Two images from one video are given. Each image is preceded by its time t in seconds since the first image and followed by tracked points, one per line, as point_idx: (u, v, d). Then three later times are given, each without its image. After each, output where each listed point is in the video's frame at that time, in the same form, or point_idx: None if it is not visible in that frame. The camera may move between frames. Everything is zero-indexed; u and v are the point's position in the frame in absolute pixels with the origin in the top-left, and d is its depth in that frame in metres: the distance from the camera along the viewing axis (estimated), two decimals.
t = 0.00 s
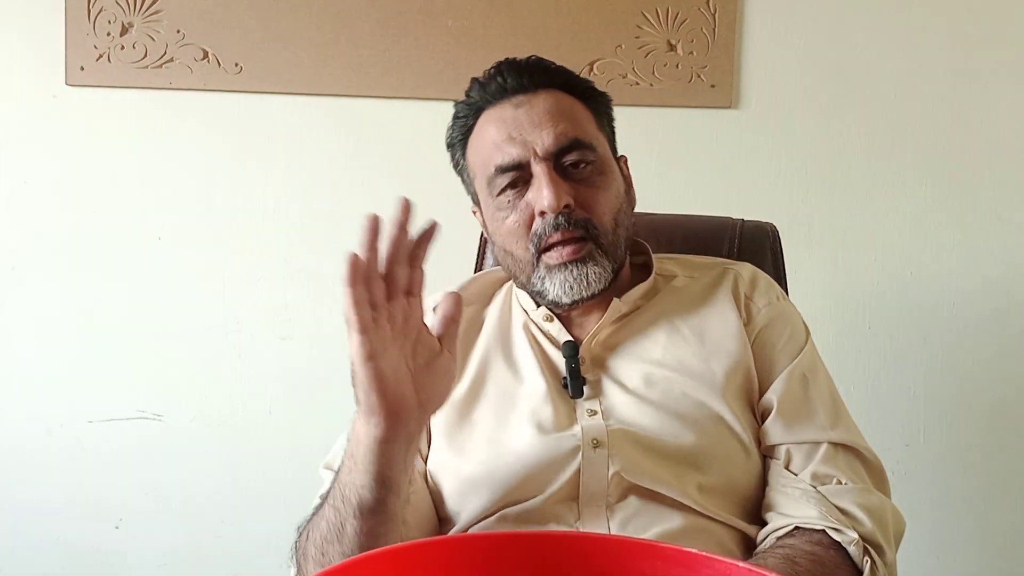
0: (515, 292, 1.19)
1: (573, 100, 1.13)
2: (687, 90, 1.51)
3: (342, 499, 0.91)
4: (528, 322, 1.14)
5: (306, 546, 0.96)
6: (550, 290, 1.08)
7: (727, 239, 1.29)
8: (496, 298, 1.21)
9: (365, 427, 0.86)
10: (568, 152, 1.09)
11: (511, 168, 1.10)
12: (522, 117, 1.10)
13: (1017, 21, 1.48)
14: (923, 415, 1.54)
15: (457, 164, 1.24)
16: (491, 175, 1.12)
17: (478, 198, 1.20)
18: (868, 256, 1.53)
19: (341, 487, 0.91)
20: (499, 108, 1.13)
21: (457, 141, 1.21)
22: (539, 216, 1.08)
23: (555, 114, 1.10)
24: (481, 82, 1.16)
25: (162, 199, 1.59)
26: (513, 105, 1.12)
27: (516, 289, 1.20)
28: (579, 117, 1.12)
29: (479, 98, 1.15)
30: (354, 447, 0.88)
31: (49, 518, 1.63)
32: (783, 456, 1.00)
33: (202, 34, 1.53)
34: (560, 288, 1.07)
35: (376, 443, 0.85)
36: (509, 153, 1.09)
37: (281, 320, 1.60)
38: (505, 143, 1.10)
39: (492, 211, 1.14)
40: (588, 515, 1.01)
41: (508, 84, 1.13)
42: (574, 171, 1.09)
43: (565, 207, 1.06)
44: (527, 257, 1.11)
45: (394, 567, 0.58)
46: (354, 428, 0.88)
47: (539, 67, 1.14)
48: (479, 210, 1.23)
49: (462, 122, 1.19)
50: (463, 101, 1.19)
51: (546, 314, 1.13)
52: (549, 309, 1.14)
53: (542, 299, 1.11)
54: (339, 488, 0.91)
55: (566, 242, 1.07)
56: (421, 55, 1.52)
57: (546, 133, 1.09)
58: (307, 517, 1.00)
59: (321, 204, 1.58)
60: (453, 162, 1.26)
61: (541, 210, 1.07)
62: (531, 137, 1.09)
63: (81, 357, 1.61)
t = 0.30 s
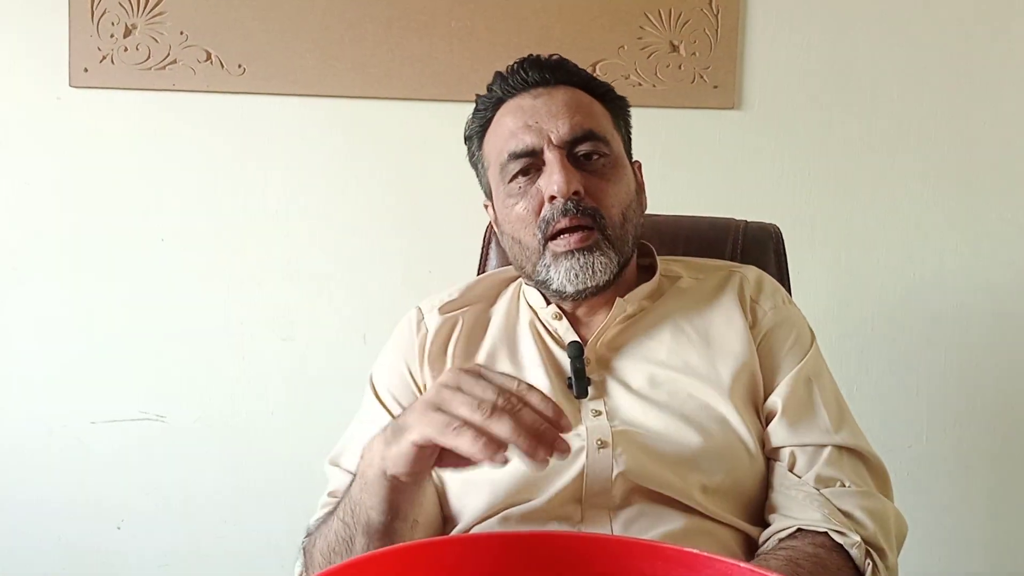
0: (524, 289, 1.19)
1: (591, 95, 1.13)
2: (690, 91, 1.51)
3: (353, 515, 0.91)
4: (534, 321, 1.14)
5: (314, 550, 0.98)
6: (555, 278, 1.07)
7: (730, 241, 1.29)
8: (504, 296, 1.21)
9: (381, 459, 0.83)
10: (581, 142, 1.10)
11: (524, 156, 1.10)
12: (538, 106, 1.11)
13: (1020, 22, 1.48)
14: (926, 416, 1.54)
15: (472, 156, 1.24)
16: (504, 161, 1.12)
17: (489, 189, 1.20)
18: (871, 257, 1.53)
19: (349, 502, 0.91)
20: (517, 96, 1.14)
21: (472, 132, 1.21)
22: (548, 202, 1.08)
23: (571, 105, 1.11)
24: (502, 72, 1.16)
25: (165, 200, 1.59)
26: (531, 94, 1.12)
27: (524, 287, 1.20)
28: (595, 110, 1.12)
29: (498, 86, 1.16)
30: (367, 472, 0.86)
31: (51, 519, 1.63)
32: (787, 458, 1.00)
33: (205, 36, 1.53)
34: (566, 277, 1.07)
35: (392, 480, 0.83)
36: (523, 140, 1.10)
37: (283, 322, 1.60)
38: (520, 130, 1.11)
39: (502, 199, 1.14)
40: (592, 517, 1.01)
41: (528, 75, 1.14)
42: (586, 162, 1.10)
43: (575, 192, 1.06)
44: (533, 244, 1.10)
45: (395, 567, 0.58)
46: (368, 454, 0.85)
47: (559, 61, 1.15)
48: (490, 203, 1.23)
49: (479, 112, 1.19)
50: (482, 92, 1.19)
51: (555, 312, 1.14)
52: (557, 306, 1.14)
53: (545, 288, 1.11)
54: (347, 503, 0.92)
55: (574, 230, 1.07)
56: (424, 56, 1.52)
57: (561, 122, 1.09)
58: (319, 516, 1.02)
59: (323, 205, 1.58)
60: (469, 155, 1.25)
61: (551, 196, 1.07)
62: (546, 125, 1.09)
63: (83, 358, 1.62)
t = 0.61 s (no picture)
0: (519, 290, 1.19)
1: (590, 101, 1.12)
2: (688, 91, 1.51)
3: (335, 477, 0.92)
4: (531, 322, 1.14)
5: (298, 544, 0.93)
6: (557, 291, 1.09)
7: (728, 240, 1.29)
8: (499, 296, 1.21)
9: (360, 396, 0.89)
10: (581, 153, 1.09)
11: (524, 166, 1.10)
12: (537, 115, 1.10)
13: (1017, 22, 1.48)
14: (924, 416, 1.54)
15: (468, 156, 1.23)
16: (503, 171, 1.12)
17: (487, 192, 1.20)
18: (869, 256, 1.53)
19: (330, 466, 0.92)
20: (515, 102, 1.12)
21: (469, 133, 1.20)
22: (549, 215, 1.08)
23: (571, 114, 1.10)
24: (499, 75, 1.14)
25: (163, 200, 1.59)
26: (529, 100, 1.11)
27: (519, 288, 1.19)
28: (594, 117, 1.11)
29: (495, 90, 1.14)
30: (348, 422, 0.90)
31: (49, 519, 1.63)
32: (784, 458, 1.00)
33: (202, 34, 1.53)
34: (568, 290, 1.08)
35: (374, 411, 0.89)
36: (523, 150, 1.09)
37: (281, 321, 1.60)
38: (519, 140, 1.10)
39: (502, 207, 1.14)
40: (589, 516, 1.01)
41: (526, 80, 1.12)
42: (586, 172, 1.09)
43: (577, 207, 1.06)
44: (533, 255, 1.11)
45: (389, 567, 0.58)
46: (345, 402, 0.91)
47: (558, 64, 1.13)
48: (487, 204, 1.22)
49: (475, 114, 1.18)
50: (478, 93, 1.18)
51: (551, 314, 1.13)
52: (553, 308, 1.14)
53: (547, 298, 1.12)
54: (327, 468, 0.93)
55: (575, 243, 1.07)
56: (422, 54, 1.52)
57: (561, 132, 1.08)
58: (292, 523, 0.98)
59: (321, 204, 1.57)
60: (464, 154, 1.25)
61: (552, 210, 1.07)
62: (546, 135, 1.08)
63: (81, 357, 1.61)
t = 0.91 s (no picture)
0: (513, 289, 1.19)
1: (579, 97, 1.12)
2: (685, 89, 1.51)
3: (315, 495, 0.90)
4: (525, 321, 1.14)
5: (288, 552, 0.95)
6: (547, 288, 1.09)
7: (724, 238, 1.29)
8: (494, 296, 1.21)
9: (330, 420, 0.85)
10: (570, 149, 1.09)
11: (513, 163, 1.10)
12: (526, 112, 1.10)
13: (1015, 20, 1.48)
14: (921, 414, 1.54)
15: (459, 154, 1.23)
16: (492, 169, 1.12)
17: (478, 190, 1.20)
18: (867, 254, 1.53)
19: (309, 485, 0.91)
20: (504, 100, 1.12)
21: (460, 131, 1.20)
22: (538, 212, 1.08)
23: (560, 110, 1.09)
24: (488, 72, 1.14)
25: (161, 198, 1.59)
26: (518, 97, 1.11)
27: (514, 287, 1.19)
28: (583, 114, 1.11)
29: (485, 87, 1.14)
30: (322, 447, 0.87)
31: (47, 517, 1.63)
32: (780, 455, 1.00)
33: (200, 32, 1.53)
34: (559, 287, 1.08)
35: (346, 437, 0.85)
36: (512, 148, 1.09)
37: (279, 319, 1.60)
38: (508, 137, 1.10)
39: (492, 205, 1.14)
40: (585, 514, 1.01)
41: (515, 76, 1.12)
42: (576, 168, 1.09)
43: (566, 204, 1.07)
44: (524, 252, 1.11)
45: (383, 566, 0.58)
46: (316, 424, 0.87)
47: (546, 61, 1.13)
48: (478, 202, 1.22)
49: (466, 112, 1.18)
50: (468, 91, 1.18)
51: (545, 312, 1.13)
52: (547, 307, 1.14)
53: (539, 295, 1.12)
54: (307, 487, 0.91)
55: (564, 239, 1.08)
56: (420, 53, 1.52)
57: (550, 129, 1.08)
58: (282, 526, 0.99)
59: (318, 202, 1.58)
60: (455, 152, 1.25)
61: (541, 207, 1.07)
62: (535, 132, 1.09)
63: (79, 355, 1.61)
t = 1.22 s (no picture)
0: (519, 288, 1.19)
1: (590, 95, 1.13)
2: (687, 89, 1.51)
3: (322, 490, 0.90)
4: (530, 322, 1.14)
5: (295, 548, 0.95)
6: (553, 281, 1.08)
7: (728, 238, 1.29)
8: (499, 296, 1.21)
9: (336, 417, 0.85)
10: (580, 144, 1.09)
11: (523, 158, 1.10)
12: (536, 108, 1.10)
13: (1018, 20, 1.48)
14: (924, 414, 1.54)
15: (468, 151, 1.23)
16: (502, 163, 1.12)
17: (486, 187, 1.19)
18: (869, 255, 1.53)
19: (318, 481, 0.91)
20: (515, 96, 1.12)
21: (470, 127, 1.20)
22: (547, 205, 1.08)
23: (570, 106, 1.10)
24: (500, 69, 1.15)
25: (163, 198, 1.59)
26: (529, 93, 1.11)
27: (520, 286, 1.20)
28: (593, 112, 1.11)
29: (496, 83, 1.15)
30: (329, 445, 0.87)
31: (48, 517, 1.63)
32: (784, 456, 1.00)
33: (201, 33, 1.53)
34: (564, 280, 1.07)
35: (351, 435, 0.85)
36: (522, 142, 1.09)
37: (281, 320, 1.60)
38: (518, 131, 1.10)
39: (500, 200, 1.14)
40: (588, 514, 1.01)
41: (527, 73, 1.12)
42: (585, 164, 1.09)
43: (574, 197, 1.07)
44: (530, 246, 1.11)
45: (387, 568, 0.58)
46: (325, 420, 0.87)
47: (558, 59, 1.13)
48: (486, 200, 1.22)
49: (476, 108, 1.18)
50: (479, 88, 1.18)
51: (551, 312, 1.14)
52: (553, 305, 1.15)
53: (543, 289, 1.11)
54: (316, 483, 0.92)
55: (572, 232, 1.07)
56: (422, 53, 1.52)
57: (560, 124, 1.09)
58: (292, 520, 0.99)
59: (320, 203, 1.57)
60: (464, 150, 1.24)
61: (550, 200, 1.07)
62: (544, 127, 1.09)
63: (81, 356, 1.61)
